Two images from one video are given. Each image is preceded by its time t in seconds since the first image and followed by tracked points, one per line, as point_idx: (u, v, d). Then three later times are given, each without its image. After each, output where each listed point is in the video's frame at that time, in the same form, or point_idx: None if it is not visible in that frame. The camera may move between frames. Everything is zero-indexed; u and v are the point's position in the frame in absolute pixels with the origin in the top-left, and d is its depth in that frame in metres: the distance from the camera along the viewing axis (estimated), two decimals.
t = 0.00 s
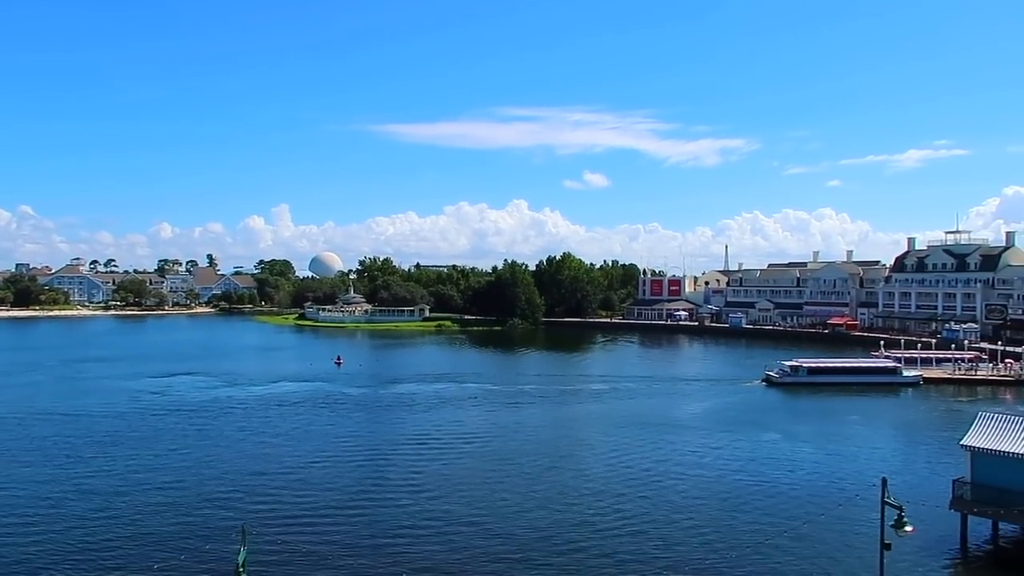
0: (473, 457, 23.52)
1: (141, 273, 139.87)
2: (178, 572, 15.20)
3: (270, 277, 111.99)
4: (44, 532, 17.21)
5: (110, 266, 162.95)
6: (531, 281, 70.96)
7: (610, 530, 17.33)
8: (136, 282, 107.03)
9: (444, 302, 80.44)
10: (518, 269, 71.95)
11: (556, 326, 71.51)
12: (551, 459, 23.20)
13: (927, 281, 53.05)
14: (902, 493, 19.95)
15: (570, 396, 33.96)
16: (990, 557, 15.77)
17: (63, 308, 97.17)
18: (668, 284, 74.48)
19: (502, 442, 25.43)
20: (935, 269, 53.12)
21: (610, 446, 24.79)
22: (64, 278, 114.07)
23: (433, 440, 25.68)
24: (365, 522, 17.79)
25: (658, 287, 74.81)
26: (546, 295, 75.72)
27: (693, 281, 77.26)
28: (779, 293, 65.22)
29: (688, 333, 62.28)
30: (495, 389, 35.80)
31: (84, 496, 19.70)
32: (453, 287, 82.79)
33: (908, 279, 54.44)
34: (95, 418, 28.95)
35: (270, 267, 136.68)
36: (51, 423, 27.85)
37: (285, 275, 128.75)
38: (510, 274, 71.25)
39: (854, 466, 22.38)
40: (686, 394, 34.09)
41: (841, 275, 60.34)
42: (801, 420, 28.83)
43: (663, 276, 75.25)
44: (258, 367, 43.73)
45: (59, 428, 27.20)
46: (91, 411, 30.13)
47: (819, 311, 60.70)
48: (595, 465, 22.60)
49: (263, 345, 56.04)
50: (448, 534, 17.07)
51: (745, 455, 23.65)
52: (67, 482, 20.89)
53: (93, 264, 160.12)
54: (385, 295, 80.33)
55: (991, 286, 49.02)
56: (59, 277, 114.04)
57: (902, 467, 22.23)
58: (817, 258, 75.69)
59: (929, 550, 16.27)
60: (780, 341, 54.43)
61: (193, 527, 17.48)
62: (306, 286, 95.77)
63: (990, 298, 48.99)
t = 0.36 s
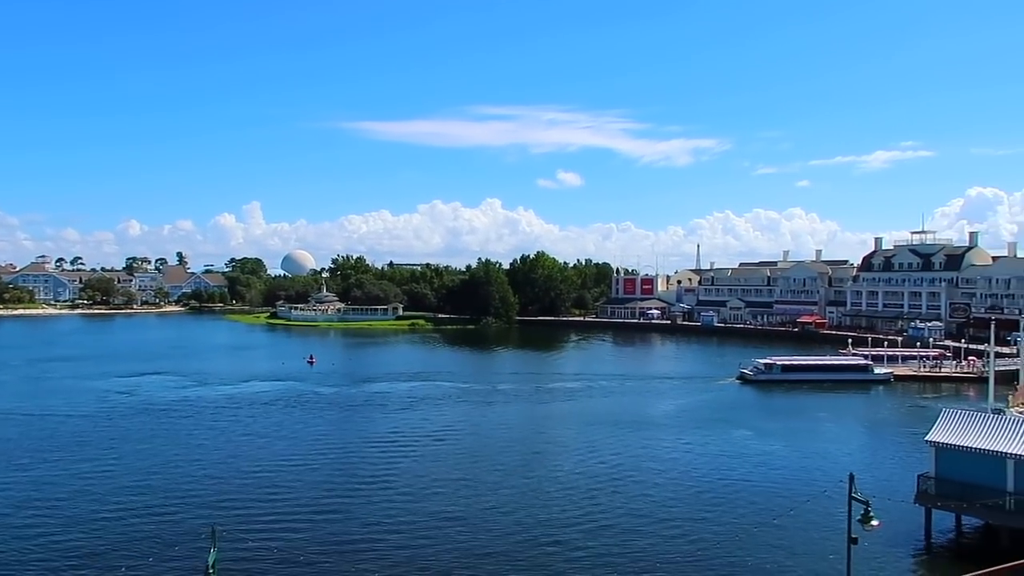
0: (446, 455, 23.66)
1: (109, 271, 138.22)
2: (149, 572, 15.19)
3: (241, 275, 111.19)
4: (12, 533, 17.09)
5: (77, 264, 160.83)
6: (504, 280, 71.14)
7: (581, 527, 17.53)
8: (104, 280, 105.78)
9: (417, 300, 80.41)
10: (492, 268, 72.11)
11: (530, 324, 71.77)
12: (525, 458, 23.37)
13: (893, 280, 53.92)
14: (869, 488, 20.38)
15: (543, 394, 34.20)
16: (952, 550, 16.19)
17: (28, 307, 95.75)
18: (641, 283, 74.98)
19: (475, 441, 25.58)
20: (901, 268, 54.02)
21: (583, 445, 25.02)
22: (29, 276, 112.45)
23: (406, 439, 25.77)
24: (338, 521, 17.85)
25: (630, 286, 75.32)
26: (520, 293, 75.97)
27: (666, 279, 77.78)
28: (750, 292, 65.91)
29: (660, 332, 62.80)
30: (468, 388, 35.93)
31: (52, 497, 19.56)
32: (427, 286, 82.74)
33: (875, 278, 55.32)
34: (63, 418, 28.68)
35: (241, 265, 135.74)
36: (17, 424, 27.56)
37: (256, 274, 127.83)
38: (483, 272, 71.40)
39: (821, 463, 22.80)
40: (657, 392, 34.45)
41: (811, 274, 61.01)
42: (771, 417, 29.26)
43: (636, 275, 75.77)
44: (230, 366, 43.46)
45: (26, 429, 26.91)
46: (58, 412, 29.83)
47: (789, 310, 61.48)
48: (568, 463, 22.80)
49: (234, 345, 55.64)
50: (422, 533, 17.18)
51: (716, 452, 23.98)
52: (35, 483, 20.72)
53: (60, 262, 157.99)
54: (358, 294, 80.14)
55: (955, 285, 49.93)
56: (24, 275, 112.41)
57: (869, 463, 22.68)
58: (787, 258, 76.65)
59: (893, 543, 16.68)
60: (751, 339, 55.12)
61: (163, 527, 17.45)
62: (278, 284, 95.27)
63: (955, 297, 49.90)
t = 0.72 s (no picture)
0: (420, 455, 23.71)
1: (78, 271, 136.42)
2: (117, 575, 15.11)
3: (213, 275, 110.22)
4: None
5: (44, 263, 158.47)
6: (478, 279, 71.18)
7: (553, 525, 17.65)
8: (72, 279, 104.48)
9: (391, 300, 80.23)
10: (466, 267, 72.13)
11: (504, 324, 71.88)
12: (499, 458, 23.45)
13: (862, 280, 54.66)
14: (838, 485, 20.68)
15: (518, 394, 34.31)
16: (919, 545, 16.50)
17: None
18: (615, 282, 75.34)
19: (450, 440, 25.63)
20: (870, 268, 54.78)
21: (556, 444, 25.17)
22: None
23: (380, 439, 25.78)
24: (310, 522, 17.82)
25: (605, 285, 75.63)
26: (494, 293, 76.03)
27: (639, 279, 78.26)
28: (722, 291, 66.48)
29: (634, 331, 63.16)
30: (441, 388, 35.97)
31: (19, 500, 19.38)
32: (401, 285, 82.55)
33: (845, 277, 56.05)
34: (30, 420, 28.37)
35: (213, 265, 134.50)
36: None
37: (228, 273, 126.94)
38: (458, 272, 71.40)
39: (792, 460, 23.09)
40: (631, 390, 34.68)
41: (782, 273, 61.61)
42: (742, 415, 29.60)
43: (610, 275, 76.10)
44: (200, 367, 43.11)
45: None
46: (25, 414, 29.48)
47: (760, 309, 62.13)
48: (541, 462, 22.92)
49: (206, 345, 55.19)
50: (394, 533, 17.22)
51: (688, 450, 24.22)
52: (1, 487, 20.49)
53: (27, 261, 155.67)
54: (332, 293, 79.80)
55: (922, 284, 50.72)
56: None
57: (838, 460, 23.01)
58: (759, 257, 77.33)
59: (862, 538, 16.99)
60: (722, 338, 55.65)
61: (131, 530, 17.33)
62: (251, 284, 94.63)
63: (922, 296, 50.68)
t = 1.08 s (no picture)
0: (395, 455, 23.67)
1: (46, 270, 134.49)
2: None
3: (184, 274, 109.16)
4: None
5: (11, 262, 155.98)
6: (453, 279, 71.13)
7: (528, 525, 17.70)
8: (40, 278, 103.05)
9: (366, 300, 79.97)
10: (441, 267, 72.06)
11: (479, 323, 71.90)
12: (474, 457, 23.51)
13: (833, 279, 55.33)
14: (809, 482, 20.94)
15: (492, 393, 34.36)
16: (888, 540, 16.78)
17: None
18: (589, 282, 75.61)
19: (425, 440, 25.65)
20: (841, 268, 55.44)
21: (531, 443, 25.27)
22: None
23: (355, 439, 25.75)
24: (282, 524, 17.73)
25: (579, 285, 75.87)
26: (469, 292, 76.02)
27: (614, 278, 78.58)
28: (696, 290, 66.93)
29: (609, 330, 63.44)
30: (416, 387, 35.94)
31: None
32: (376, 284, 82.27)
33: (816, 277, 56.69)
34: None
35: (184, 264, 133.23)
36: None
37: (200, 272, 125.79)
38: (433, 272, 71.33)
39: (764, 458, 23.36)
40: (605, 389, 34.84)
41: (754, 273, 62.14)
42: (715, 413, 29.89)
43: (585, 274, 76.37)
44: (172, 367, 42.73)
45: None
46: None
47: (733, 309, 62.65)
48: (516, 462, 23.02)
49: (178, 345, 54.73)
50: (368, 534, 17.18)
51: (662, 448, 24.42)
52: None
53: None
54: (306, 292, 79.37)
55: (892, 284, 51.44)
56: None
57: (809, 458, 23.32)
58: (732, 257, 77.95)
59: (832, 534, 17.25)
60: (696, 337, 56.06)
61: (100, 534, 17.14)
62: (223, 283, 93.86)
63: (891, 295, 51.40)
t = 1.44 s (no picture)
0: (372, 455, 23.66)
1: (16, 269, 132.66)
2: None
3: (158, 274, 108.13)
4: None
5: None
6: (431, 278, 71.05)
7: (505, 525, 17.76)
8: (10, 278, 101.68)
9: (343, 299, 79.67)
10: (419, 266, 71.95)
11: (457, 322, 71.86)
12: (452, 457, 23.54)
13: (808, 279, 55.87)
14: (784, 480, 21.17)
15: (470, 393, 34.38)
16: (860, 536, 17.03)
17: None
18: (567, 281, 75.79)
19: (402, 440, 25.64)
20: (815, 267, 56.00)
21: (508, 443, 25.34)
22: None
23: (332, 440, 25.70)
24: (259, 525, 17.68)
25: (557, 285, 76.03)
26: (446, 292, 75.96)
27: (591, 278, 78.85)
28: (673, 289, 67.31)
29: (586, 329, 63.65)
30: (394, 387, 35.88)
31: None
32: (353, 284, 81.97)
33: (791, 276, 57.21)
34: None
35: (158, 263, 131.94)
36: None
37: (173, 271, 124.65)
38: (410, 272, 71.22)
39: (740, 456, 23.58)
40: (582, 389, 34.99)
41: (730, 272, 62.61)
42: (691, 412, 30.10)
43: (562, 274, 76.54)
44: (145, 368, 42.37)
45: None
46: None
47: (709, 308, 63.10)
48: (494, 461, 23.08)
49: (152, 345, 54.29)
50: (345, 534, 17.16)
51: (639, 447, 24.57)
52: None
53: None
54: (282, 292, 78.95)
55: (865, 283, 52.06)
56: None
57: (783, 456, 23.58)
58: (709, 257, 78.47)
59: (807, 531, 17.48)
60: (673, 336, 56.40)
61: (73, 537, 16.98)
62: (197, 282, 93.10)
63: (864, 295, 52.00)
